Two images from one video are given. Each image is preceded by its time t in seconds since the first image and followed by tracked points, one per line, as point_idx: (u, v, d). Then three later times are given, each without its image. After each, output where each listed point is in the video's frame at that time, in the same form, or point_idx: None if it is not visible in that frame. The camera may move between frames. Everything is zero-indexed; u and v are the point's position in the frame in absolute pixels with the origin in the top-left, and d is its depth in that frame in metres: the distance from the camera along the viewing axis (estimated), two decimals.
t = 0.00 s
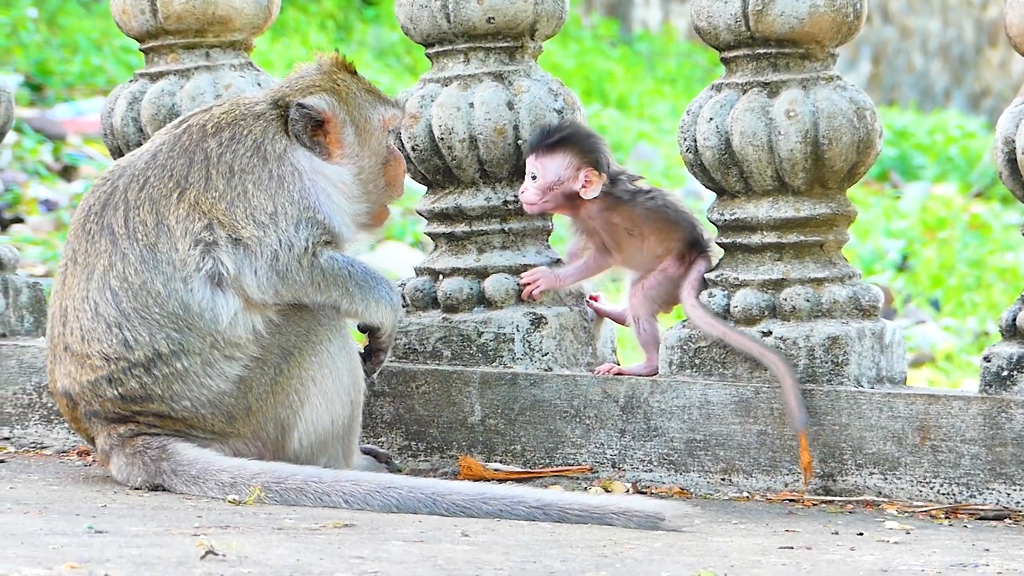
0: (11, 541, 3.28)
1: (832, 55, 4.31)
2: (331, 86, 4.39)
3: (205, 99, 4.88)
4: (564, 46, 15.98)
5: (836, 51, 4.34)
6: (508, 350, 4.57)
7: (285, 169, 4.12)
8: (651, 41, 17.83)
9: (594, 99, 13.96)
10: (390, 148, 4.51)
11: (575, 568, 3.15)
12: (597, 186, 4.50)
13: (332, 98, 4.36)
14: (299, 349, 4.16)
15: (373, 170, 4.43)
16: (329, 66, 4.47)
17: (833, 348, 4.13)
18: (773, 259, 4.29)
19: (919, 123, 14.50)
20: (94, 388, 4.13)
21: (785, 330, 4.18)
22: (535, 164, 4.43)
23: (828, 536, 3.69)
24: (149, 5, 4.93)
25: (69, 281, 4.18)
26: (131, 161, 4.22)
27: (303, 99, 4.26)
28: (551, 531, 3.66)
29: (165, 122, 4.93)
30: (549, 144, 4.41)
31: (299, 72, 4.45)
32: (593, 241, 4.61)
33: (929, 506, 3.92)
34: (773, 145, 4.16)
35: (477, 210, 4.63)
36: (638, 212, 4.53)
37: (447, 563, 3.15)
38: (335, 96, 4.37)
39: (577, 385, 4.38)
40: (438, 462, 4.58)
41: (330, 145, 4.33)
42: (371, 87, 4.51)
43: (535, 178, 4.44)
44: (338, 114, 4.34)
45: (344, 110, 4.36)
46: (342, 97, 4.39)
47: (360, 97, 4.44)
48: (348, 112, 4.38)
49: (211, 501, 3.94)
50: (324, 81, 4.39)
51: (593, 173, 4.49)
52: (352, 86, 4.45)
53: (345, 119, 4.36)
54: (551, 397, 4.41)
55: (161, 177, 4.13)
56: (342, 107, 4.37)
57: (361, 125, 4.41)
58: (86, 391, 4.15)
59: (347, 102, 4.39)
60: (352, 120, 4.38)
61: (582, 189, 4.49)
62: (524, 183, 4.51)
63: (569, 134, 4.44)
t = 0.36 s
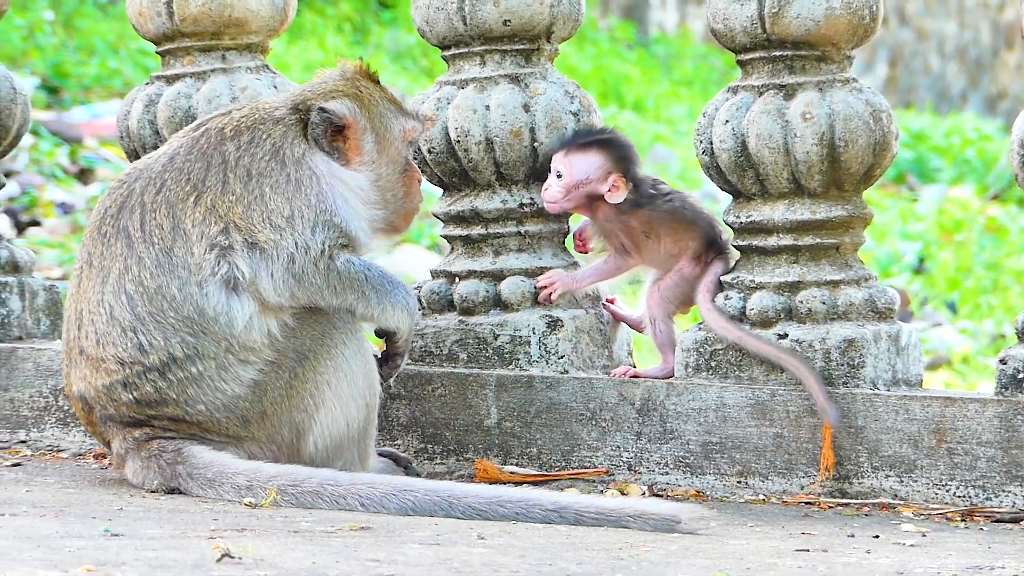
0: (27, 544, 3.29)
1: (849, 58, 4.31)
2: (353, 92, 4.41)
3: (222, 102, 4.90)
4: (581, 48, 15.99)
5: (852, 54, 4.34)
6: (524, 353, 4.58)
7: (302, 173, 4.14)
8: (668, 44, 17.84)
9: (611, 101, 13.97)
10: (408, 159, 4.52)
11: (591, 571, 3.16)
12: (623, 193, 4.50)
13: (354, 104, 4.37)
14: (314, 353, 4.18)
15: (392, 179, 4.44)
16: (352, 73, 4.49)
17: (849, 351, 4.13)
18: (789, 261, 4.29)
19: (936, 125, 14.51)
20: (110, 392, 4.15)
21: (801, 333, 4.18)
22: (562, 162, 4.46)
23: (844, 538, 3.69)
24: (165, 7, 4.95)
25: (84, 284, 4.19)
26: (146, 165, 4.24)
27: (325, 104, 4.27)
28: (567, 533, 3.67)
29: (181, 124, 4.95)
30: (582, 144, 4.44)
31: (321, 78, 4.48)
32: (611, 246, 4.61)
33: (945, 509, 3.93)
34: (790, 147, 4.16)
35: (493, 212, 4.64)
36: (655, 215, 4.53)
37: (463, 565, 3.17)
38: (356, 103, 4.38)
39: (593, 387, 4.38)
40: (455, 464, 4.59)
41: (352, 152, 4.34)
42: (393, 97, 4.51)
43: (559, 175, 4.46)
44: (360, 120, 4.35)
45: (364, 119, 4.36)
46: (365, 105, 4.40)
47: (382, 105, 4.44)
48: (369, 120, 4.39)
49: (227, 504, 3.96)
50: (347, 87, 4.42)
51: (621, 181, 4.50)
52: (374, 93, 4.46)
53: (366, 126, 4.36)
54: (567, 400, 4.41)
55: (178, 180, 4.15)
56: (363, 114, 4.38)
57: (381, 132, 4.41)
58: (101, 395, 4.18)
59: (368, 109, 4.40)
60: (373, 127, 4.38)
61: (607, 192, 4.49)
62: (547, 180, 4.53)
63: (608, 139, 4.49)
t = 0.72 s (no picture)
0: (41, 549, 3.31)
1: (861, 60, 4.31)
2: (358, 93, 4.44)
3: (234, 107, 4.92)
4: (594, 51, 16.01)
5: (864, 57, 4.34)
6: (537, 357, 4.59)
7: (312, 178, 4.18)
8: (680, 48, 17.88)
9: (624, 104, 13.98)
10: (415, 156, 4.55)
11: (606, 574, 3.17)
12: (632, 198, 4.48)
13: (360, 105, 4.40)
14: (327, 358, 4.19)
15: (401, 178, 4.47)
16: (356, 74, 4.51)
17: (862, 354, 4.13)
18: (802, 264, 4.28)
19: (949, 128, 14.53)
20: (123, 398, 4.17)
21: (814, 335, 4.19)
22: (574, 162, 4.45)
23: (857, 541, 3.68)
24: (178, 13, 4.97)
25: (96, 291, 4.21)
26: (155, 173, 4.26)
27: (330, 107, 4.31)
28: (581, 537, 3.68)
29: (194, 129, 4.97)
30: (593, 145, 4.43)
31: (324, 79, 4.50)
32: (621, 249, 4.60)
33: (959, 511, 3.94)
34: (802, 150, 4.16)
35: (506, 216, 4.65)
36: (665, 222, 4.54)
37: (478, 569, 3.18)
38: (361, 103, 4.41)
39: (607, 391, 4.38)
40: (468, 468, 4.59)
41: (360, 153, 4.38)
42: (398, 96, 4.55)
43: (571, 175, 4.46)
44: (365, 121, 4.38)
45: (369, 118, 4.40)
46: (370, 104, 4.44)
47: (387, 104, 4.49)
48: (376, 119, 4.43)
49: (241, 509, 3.97)
50: (352, 88, 4.44)
51: (630, 184, 4.48)
52: (379, 93, 4.50)
53: (372, 127, 4.40)
54: (581, 404, 4.42)
55: (190, 186, 4.17)
56: (369, 114, 4.41)
57: (387, 131, 4.45)
58: (113, 401, 4.19)
59: (373, 109, 4.44)
60: (379, 127, 4.43)
61: (616, 196, 4.47)
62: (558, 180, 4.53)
63: (615, 141, 4.47)
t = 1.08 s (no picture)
0: (53, 550, 3.32)
1: (872, 61, 4.31)
2: (365, 91, 4.43)
3: (245, 108, 4.92)
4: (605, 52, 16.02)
5: (876, 57, 4.34)
6: (549, 357, 4.59)
7: (322, 178, 4.18)
8: (692, 49, 17.89)
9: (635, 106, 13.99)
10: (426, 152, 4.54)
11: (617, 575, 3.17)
12: (643, 187, 4.48)
13: (366, 103, 4.39)
14: (339, 359, 4.19)
15: (409, 175, 4.46)
16: (363, 72, 4.51)
17: (874, 354, 4.13)
18: (814, 265, 4.28)
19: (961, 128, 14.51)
20: (135, 400, 4.17)
21: (826, 336, 4.18)
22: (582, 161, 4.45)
23: (870, 541, 3.68)
24: (189, 14, 4.98)
25: (108, 293, 4.22)
26: (166, 175, 4.27)
27: (336, 107, 4.31)
28: (593, 538, 3.68)
29: (205, 131, 4.98)
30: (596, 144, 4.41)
31: (333, 79, 4.51)
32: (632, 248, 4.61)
33: (971, 511, 3.93)
34: (813, 151, 4.16)
35: (518, 217, 4.65)
36: (677, 219, 4.54)
37: (490, 570, 3.18)
38: (368, 101, 4.40)
39: (619, 392, 4.38)
40: (480, 469, 4.59)
41: (367, 152, 4.38)
42: (406, 93, 4.54)
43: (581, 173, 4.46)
44: (372, 119, 4.38)
45: (376, 115, 4.39)
46: (377, 102, 4.43)
47: (395, 102, 4.47)
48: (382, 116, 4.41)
49: (252, 510, 3.97)
50: (358, 87, 4.44)
51: (639, 175, 4.47)
52: (386, 91, 4.49)
53: (380, 125, 4.39)
54: (592, 405, 4.42)
55: (202, 186, 4.18)
56: (377, 112, 4.40)
57: (394, 129, 4.44)
58: (125, 403, 4.20)
59: (381, 107, 4.43)
60: (386, 125, 4.41)
61: (627, 189, 4.47)
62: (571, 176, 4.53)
63: (619, 135, 4.44)
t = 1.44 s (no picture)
0: (64, 551, 3.33)
1: (884, 61, 4.31)
2: (411, 119, 4.42)
3: (257, 109, 4.93)
4: (616, 51, 16.01)
5: (888, 57, 4.33)
6: (561, 358, 4.59)
7: (362, 183, 4.19)
8: (702, 49, 17.89)
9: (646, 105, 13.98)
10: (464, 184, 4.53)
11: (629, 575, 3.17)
12: (662, 186, 4.46)
13: (415, 130, 4.38)
14: (355, 358, 4.19)
15: (448, 208, 4.46)
16: (410, 101, 4.52)
17: (886, 354, 4.13)
18: (826, 265, 4.28)
19: (972, 128, 14.51)
20: (153, 389, 4.18)
21: (838, 336, 4.18)
22: (602, 161, 4.46)
23: (881, 542, 3.68)
24: (201, 14, 4.99)
25: (130, 285, 4.24)
26: (204, 170, 4.29)
27: (388, 128, 4.31)
28: (605, 538, 3.68)
29: (218, 131, 4.99)
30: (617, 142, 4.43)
31: (380, 105, 4.50)
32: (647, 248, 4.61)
33: (983, 512, 3.93)
34: (825, 151, 4.15)
35: (530, 218, 4.65)
36: (691, 220, 4.54)
37: (502, 570, 3.18)
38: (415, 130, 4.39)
39: (631, 392, 4.38)
40: (492, 469, 4.59)
41: (410, 179, 4.35)
42: (450, 124, 4.53)
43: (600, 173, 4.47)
44: (419, 147, 4.36)
45: (423, 147, 4.38)
46: (426, 133, 4.42)
47: (441, 133, 4.46)
48: (429, 148, 4.40)
49: (264, 510, 3.98)
50: (405, 114, 4.43)
51: (658, 173, 4.46)
52: (433, 121, 4.48)
53: (424, 153, 4.38)
54: (604, 405, 4.42)
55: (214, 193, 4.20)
56: (423, 140, 4.39)
57: (439, 159, 4.42)
58: (141, 392, 4.21)
59: (427, 136, 4.42)
60: (431, 154, 4.39)
61: (646, 187, 4.46)
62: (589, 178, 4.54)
63: (637, 134, 4.45)
